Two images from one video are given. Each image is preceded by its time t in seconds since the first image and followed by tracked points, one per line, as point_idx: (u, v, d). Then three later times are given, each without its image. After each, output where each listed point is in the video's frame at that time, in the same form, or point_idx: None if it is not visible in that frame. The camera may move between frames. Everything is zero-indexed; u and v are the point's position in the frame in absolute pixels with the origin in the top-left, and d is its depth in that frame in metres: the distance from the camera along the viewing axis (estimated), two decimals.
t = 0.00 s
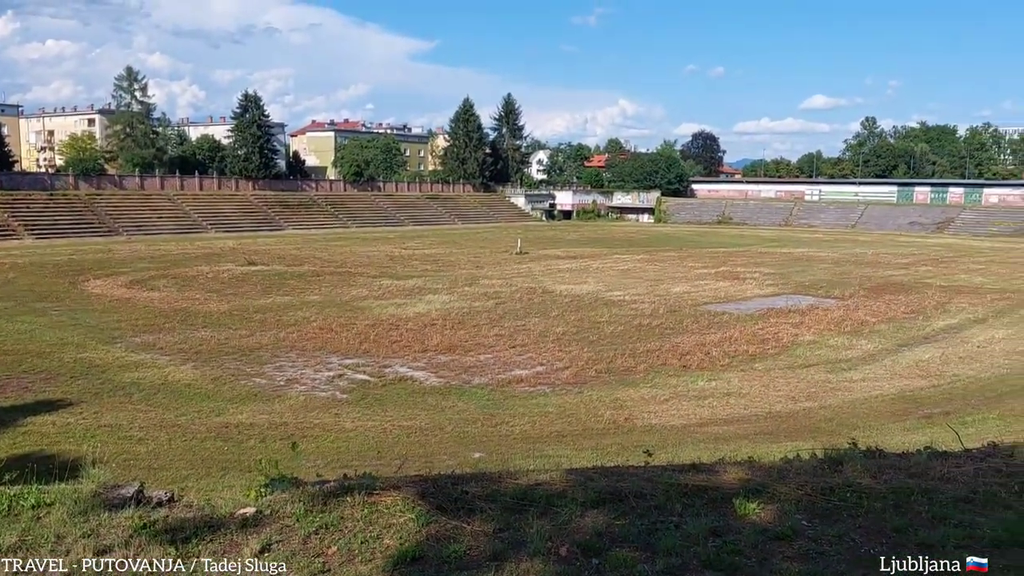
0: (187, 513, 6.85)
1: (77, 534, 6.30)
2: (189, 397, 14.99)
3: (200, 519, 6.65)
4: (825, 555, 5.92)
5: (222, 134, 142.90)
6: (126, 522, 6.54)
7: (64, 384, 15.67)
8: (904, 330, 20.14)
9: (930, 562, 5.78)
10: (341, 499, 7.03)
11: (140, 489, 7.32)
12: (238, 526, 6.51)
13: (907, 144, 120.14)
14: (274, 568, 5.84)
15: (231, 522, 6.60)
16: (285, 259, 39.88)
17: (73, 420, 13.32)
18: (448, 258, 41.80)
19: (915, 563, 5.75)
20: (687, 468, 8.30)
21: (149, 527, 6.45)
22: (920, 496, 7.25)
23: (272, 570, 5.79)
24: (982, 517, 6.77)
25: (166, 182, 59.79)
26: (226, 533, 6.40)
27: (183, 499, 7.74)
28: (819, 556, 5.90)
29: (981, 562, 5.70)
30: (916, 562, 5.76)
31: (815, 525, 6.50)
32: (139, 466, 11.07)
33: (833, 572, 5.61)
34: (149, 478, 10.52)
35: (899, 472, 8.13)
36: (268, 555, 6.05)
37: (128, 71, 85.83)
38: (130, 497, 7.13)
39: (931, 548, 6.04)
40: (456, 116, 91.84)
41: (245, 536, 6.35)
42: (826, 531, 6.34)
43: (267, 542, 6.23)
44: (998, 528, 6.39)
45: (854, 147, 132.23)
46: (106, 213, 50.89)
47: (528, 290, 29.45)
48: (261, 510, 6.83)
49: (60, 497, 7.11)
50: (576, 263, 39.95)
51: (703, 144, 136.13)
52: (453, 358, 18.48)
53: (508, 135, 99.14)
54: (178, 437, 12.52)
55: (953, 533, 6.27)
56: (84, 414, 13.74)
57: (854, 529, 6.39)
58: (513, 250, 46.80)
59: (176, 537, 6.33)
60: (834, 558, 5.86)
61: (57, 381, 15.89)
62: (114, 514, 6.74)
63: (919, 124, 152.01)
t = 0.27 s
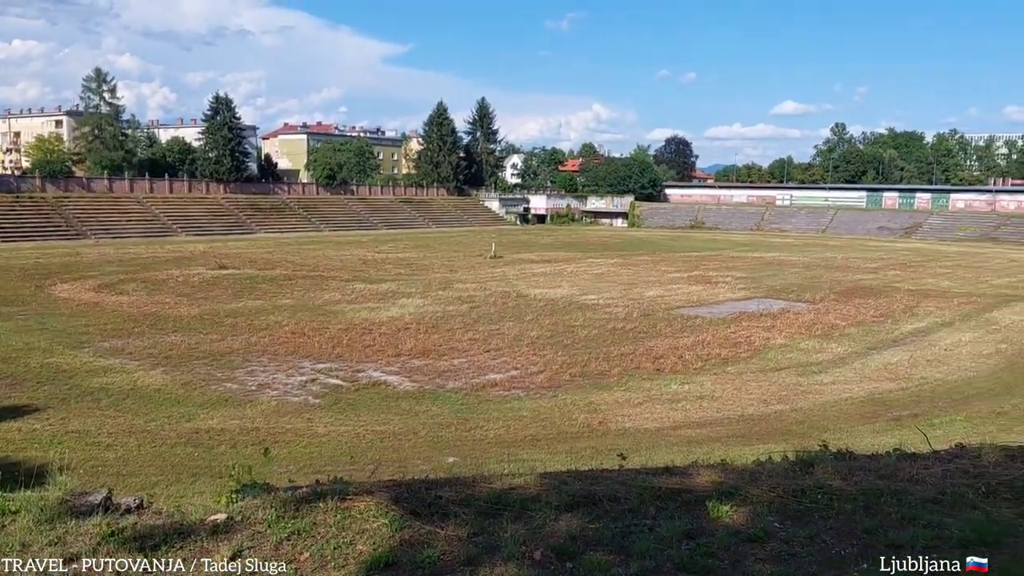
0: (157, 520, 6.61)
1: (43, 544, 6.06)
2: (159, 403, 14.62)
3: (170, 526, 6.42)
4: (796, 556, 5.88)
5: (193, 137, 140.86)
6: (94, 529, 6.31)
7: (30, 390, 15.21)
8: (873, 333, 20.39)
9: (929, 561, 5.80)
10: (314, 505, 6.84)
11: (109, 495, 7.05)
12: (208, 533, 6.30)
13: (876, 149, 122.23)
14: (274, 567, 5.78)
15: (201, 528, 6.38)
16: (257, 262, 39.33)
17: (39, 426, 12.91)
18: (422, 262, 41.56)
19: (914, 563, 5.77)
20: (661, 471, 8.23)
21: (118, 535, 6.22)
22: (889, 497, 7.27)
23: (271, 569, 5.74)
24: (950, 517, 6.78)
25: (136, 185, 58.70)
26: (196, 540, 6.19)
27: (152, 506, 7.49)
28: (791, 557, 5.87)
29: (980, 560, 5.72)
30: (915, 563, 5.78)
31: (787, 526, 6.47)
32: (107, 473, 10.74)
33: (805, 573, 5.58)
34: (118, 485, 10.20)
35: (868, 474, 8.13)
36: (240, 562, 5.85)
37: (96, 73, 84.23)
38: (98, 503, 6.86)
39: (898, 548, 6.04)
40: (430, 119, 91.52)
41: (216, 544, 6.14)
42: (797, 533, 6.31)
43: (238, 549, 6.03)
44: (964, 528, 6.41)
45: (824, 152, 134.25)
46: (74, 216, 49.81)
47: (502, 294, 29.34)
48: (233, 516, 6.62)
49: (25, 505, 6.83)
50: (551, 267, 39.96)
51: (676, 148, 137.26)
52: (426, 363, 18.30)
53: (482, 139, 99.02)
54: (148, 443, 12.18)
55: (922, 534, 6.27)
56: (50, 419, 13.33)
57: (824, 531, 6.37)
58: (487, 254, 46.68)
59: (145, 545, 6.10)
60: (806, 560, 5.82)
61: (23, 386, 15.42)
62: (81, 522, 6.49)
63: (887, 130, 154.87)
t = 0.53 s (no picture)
0: (116, 527, 6.26)
1: None
2: (118, 407, 14.06)
3: (129, 533, 6.08)
4: (760, 556, 5.78)
5: (153, 137, 137.73)
6: (49, 538, 5.95)
7: None
8: (834, 335, 20.61)
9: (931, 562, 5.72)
10: (277, 510, 6.54)
11: (66, 502, 6.66)
12: (168, 540, 5.97)
13: (837, 153, 124.60)
14: (275, 567, 5.63)
15: (160, 536, 6.05)
16: (219, 264, 38.45)
17: None
18: (388, 264, 41.06)
19: (915, 563, 5.70)
20: (626, 473, 8.07)
21: (74, 543, 5.88)
22: (851, 496, 7.20)
23: (273, 570, 5.59)
24: (909, 516, 6.73)
25: (95, 185, 57.07)
26: (155, 548, 5.86)
27: (112, 512, 7.10)
28: (755, 557, 5.76)
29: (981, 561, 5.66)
30: (915, 562, 5.71)
31: (751, 527, 6.35)
32: (64, 480, 10.26)
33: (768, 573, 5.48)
34: (75, 491, 9.75)
35: (830, 474, 8.06)
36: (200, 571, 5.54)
37: (53, 71, 81.78)
38: (55, 511, 6.47)
39: (859, 548, 5.96)
40: (395, 121, 90.77)
41: (175, 552, 5.83)
42: (760, 533, 6.19)
43: (198, 557, 5.72)
44: (923, 527, 6.36)
45: (787, 156, 136.45)
46: (29, 217, 48.23)
47: (469, 296, 29.08)
48: (193, 522, 6.30)
49: None
50: (517, 269, 39.75)
51: (642, 151, 138.30)
52: (391, 366, 17.97)
53: (449, 141, 98.53)
54: (107, 449, 11.68)
55: (882, 532, 6.20)
56: (5, 425, 12.72)
57: (787, 531, 6.27)
58: (454, 257, 46.30)
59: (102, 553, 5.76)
60: (768, 560, 5.73)
61: None
62: (36, 530, 6.11)
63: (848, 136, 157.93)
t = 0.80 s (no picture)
0: (55, 536, 5.83)
1: None
2: (61, 411, 13.32)
3: (68, 543, 5.67)
4: (710, 554, 5.62)
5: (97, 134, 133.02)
6: None
7: None
8: (783, 333, 20.86)
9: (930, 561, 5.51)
10: (224, 516, 6.14)
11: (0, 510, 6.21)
12: (109, 549, 5.57)
13: (786, 156, 127.41)
14: (273, 567, 5.39)
15: (102, 544, 5.65)
16: (166, 264, 37.15)
17: None
18: (340, 264, 40.30)
19: (914, 563, 5.50)
20: (580, 472, 7.79)
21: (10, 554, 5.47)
22: (799, 492, 6.93)
23: (272, 570, 5.35)
24: (855, 511, 6.54)
25: (34, 184, 54.67)
26: (95, 558, 5.45)
27: (52, 521, 6.63)
28: (705, 555, 5.60)
29: (982, 561, 5.46)
30: (915, 562, 5.50)
31: (704, 526, 6.12)
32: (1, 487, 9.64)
33: (719, 571, 5.32)
34: (12, 500, 9.16)
35: (779, 470, 7.71)
36: None
37: None
38: None
39: (806, 543, 5.82)
40: (347, 119, 89.35)
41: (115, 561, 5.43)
42: (711, 531, 6.01)
43: (140, 566, 5.34)
44: (867, 521, 6.21)
45: (738, 158, 139.02)
46: None
47: (422, 297, 28.64)
48: (137, 529, 5.89)
49: None
50: (472, 269, 39.40)
51: (596, 152, 139.22)
52: (343, 367, 17.48)
53: (402, 140, 97.48)
54: (48, 454, 11.02)
55: (829, 528, 6.05)
56: None
57: (737, 529, 6.08)
58: (407, 257, 45.69)
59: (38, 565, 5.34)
60: (719, 557, 5.57)
61: None
62: None
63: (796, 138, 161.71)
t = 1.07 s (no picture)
0: None
1: None
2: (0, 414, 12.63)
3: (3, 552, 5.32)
4: (664, 550, 5.51)
5: (37, 128, 127.94)
6: None
7: None
8: (735, 331, 21.13)
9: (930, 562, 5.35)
10: (171, 519, 5.83)
11: None
12: (49, 557, 5.24)
13: (738, 156, 129.73)
14: (273, 567, 5.22)
15: (42, 552, 5.32)
16: (111, 262, 35.84)
17: None
18: (293, 263, 39.49)
19: (915, 564, 5.33)
20: (534, 471, 7.58)
21: None
22: (751, 488, 6.75)
23: (271, 571, 5.17)
24: (806, 506, 6.39)
25: None
26: (32, 566, 5.12)
27: None
28: (659, 551, 5.49)
29: (983, 562, 5.31)
30: (915, 562, 5.35)
31: (659, 523, 5.97)
32: None
33: (674, 568, 5.21)
34: None
35: (730, 467, 7.47)
36: None
37: None
38: None
39: (757, 538, 5.72)
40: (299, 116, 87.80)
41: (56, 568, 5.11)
42: (665, 527, 5.89)
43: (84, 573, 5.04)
44: (816, 515, 6.11)
45: (691, 158, 141.15)
46: None
47: (376, 296, 28.22)
48: (80, 535, 5.57)
49: None
50: (427, 268, 39.02)
51: (552, 151, 139.73)
52: (295, 367, 17.03)
53: (356, 137, 96.18)
54: None
55: (781, 522, 5.95)
56: None
57: (689, 524, 5.95)
58: (362, 255, 45.04)
59: None
60: (673, 553, 5.47)
61: None
62: None
63: (747, 139, 164.91)
